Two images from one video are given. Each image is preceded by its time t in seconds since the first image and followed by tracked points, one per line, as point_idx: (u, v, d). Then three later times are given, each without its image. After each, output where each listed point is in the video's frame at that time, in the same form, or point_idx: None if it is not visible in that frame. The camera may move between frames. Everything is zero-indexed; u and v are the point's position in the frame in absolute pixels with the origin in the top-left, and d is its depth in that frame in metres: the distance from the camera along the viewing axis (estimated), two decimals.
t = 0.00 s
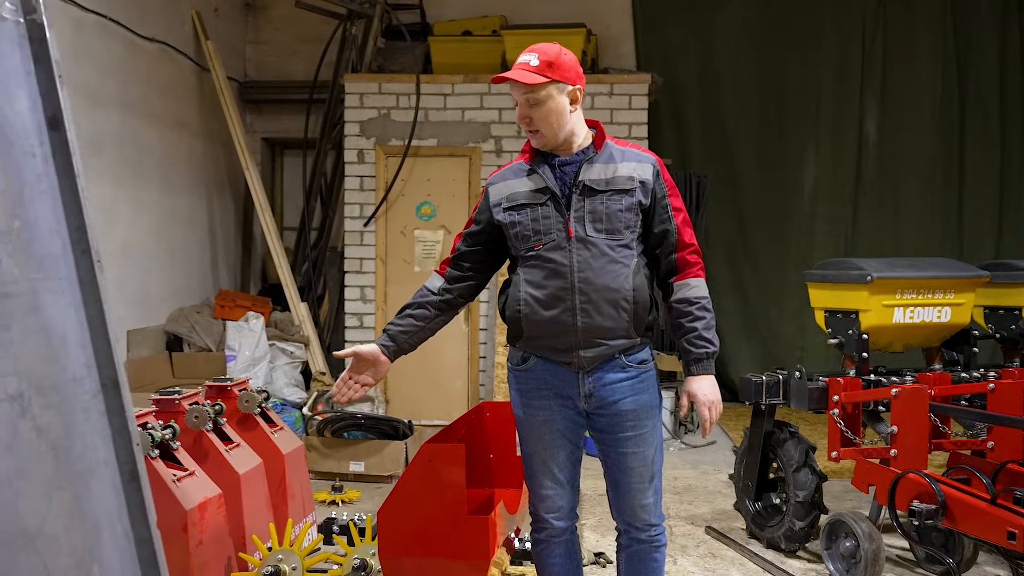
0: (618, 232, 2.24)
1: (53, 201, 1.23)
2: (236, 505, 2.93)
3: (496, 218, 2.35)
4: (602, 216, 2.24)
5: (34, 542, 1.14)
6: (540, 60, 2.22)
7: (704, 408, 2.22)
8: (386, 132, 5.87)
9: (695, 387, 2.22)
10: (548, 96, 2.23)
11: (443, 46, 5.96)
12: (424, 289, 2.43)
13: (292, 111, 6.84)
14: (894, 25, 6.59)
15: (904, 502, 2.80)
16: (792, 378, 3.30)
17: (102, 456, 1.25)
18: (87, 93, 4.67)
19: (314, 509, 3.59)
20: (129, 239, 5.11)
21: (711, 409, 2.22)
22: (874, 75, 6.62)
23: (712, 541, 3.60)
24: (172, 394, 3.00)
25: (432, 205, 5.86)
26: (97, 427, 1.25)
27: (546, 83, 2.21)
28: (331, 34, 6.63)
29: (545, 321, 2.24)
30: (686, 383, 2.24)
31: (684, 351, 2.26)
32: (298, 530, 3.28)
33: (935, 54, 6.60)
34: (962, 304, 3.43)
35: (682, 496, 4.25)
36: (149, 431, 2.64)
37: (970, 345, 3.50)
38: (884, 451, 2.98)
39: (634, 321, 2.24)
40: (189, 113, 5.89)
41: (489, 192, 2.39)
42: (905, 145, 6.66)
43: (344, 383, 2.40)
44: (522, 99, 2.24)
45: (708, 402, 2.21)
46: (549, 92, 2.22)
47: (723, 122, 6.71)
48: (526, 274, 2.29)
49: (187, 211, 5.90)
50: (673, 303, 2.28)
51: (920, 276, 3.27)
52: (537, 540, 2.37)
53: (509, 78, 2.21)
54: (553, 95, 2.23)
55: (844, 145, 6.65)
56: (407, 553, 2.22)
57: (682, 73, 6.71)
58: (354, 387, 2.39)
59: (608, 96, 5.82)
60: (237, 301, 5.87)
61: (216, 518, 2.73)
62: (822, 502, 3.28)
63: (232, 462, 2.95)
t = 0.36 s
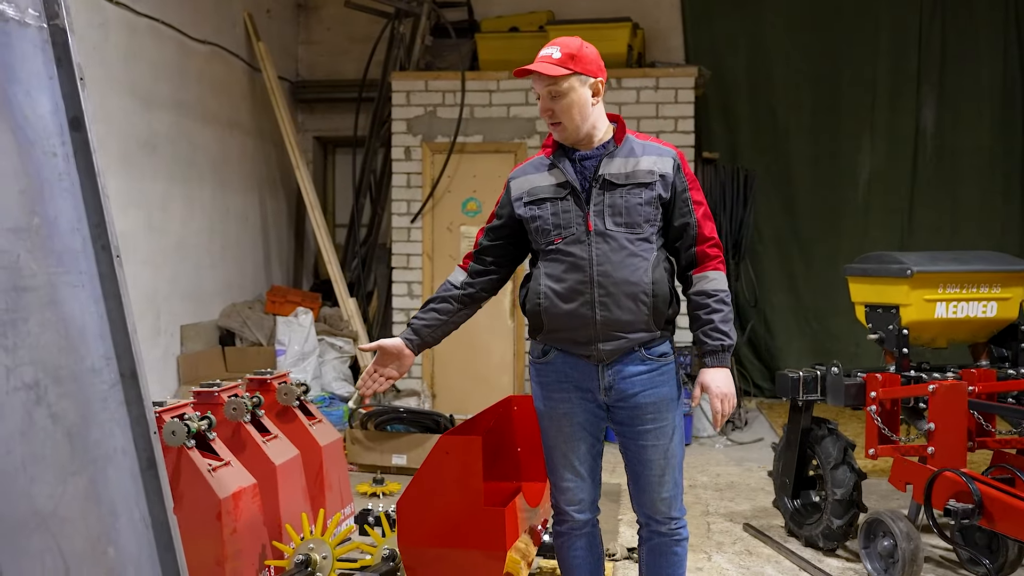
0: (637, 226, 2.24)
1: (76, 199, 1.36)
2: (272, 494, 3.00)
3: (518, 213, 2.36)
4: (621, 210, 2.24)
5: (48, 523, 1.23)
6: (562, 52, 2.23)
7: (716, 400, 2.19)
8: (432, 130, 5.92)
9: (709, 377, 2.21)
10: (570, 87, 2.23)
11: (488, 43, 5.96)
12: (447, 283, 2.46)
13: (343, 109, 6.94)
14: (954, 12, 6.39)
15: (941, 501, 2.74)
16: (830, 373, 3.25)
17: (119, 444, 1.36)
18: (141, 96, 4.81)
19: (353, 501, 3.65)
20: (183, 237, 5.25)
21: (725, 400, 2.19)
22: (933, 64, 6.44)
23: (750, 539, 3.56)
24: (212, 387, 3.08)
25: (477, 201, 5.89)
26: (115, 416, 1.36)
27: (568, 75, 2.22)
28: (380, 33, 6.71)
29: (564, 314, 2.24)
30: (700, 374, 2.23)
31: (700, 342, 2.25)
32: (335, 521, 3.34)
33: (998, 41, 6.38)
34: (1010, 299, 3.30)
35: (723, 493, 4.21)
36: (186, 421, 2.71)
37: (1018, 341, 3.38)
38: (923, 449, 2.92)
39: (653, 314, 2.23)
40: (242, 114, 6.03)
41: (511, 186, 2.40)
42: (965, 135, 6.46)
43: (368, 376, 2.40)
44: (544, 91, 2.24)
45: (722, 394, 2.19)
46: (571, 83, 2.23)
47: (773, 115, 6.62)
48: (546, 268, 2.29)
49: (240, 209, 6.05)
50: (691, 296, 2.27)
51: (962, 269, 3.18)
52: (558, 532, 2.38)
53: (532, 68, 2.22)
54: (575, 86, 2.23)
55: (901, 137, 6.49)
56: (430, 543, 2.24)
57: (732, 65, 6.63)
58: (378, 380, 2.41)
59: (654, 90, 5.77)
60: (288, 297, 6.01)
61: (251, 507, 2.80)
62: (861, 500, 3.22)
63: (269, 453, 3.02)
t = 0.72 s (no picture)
0: (630, 227, 2.24)
1: (66, 200, 1.34)
2: (281, 489, 3.06)
3: (514, 211, 2.37)
4: (615, 210, 2.24)
5: (29, 514, 1.24)
6: (564, 53, 2.25)
7: (711, 399, 2.20)
8: (456, 130, 5.97)
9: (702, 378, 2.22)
10: (570, 87, 2.24)
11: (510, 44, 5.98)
12: (444, 280, 2.49)
13: (371, 110, 7.02)
14: (989, 7, 6.24)
15: (946, 505, 2.71)
16: (840, 375, 3.21)
17: (108, 437, 1.35)
18: (169, 100, 4.92)
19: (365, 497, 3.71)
20: (210, 237, 5.36)
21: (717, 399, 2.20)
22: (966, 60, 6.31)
23: (760, 541, 3.54)
24: (224, 383, 3.14)
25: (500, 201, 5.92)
26: (103, 410, 1.35)
27: (569, 75, 2.23)
28: (407, 34, 6.77)
29: (558, 313, 2.25)
30: (694, 374, 2.24)
31: (694, 342, 2.24)
32: (345, 518, 3.39)
33: None
34: None
35: (738, 494, 4.19)
36: (194, 417, 2.76)
37: None
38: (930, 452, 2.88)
39: (646, 313, 2.23)
40: (270, 117, 6.13)
41: (507, 184, 2.41)
42: (999, 133, 6.31)
43: (366, 371, 2.46)
44: (544, 89, 2.25)
45: (715, 394, 2.19)
46: (571, 83, 2.24)
47: (800, 113, 6.57)
48: (541, 267, 2.30)
49: (268, 210, 6.15)
50: (685, 296, 2.27)
51: (975, 270, 3.13)
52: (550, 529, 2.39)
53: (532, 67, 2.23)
54: (575, 87, 2.24)
55: (931, 135, 6.38)
56: (427, 539, 2.31)
57: (759, 63, 6.58)
58: (376, 374, 2.45)
59: (677, 89, 5.75)
60: (314, 296, 6.10)
61: (258, 502, 2.85)
62: (870, 503, 3.20)
63: (279, 449, 3.08)
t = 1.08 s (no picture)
0: (627, 229, 2.27)
1: (52, 204, 1.38)
2: (273, 487, 3.09)
3: (516, 212, 2.41)
4: (613, 213, 2.27)
5: (17, 508, 1.27)
6: (580, 58, 2.30)
7: (700, 401, 2.21)
8: (455, 133, 6.01)
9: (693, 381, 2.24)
10: (584, 90, 2.29)
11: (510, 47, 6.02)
12: (452, 277, 2.52)
13: (372, 112, 7.06)
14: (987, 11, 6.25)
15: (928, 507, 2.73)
16: (826, 378, 3.23)
17: (93, 436, 1.39)
18: (169, 101, 4.96)
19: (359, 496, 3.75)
20: (209, 238, 5.40)
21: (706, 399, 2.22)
22: (965, 64, 6.32)
23: (749, 542, 3.56)
24: (218, 383, 3.19)
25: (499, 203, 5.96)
26: (90, 409, 1.39)
27: (585, 78, 2.28)
28: (407, 36, 6.81)
29: (554, 310, 2.28)
30: (685, 375, 2.25)
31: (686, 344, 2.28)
32: (337, 517, 3.42)
33: None
34: (1014, 305, 3.25)
35: (730, 496, 4.21)
36: (186, 417, 2.79)
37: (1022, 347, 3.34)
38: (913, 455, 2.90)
39: (640, 314, 2.25)
40: (271, 118, 6.18)
41: (512, 186, 2.46)
42: (996, 136, 6.32)
43: (369, 358, 2.47)
44: (559, 91, 2.29)
45: (705, 395, 2.21)
46: (586, 86, 2.28)
47: (798, 116, 6.58)
48: (539, 266, 2.33)
49: (268, 211, 6.19)
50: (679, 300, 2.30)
51: (961, 274, 3.15)
52: (538, 526, 2.42)
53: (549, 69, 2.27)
54: (590, 90, 2.29)
55: (929, 138, 6.39)
56: (414, 537, 2.35)
57: (757, 65, 6.61)
58: (378, 362, 2.46)
59: (675, 92, 5.78)
60: (312, 297, 6.14)
61: (248, 500, 2.89)
62: (857, 505, 3.22)
63: (270, 448, 3.11)
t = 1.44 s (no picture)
0: (663, 237, 2.30)
1: (53, 206, 1.42)
2: (270, 485, 3.12)
3: (557, 218, 2.45)
4: (650, 221, 2.31)
5: (17, 505, 1.30)
6: (634, 72, 2.36)
7: (721, 402, 2.22)
8: (452, 134, 6.04)
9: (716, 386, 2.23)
10: (637, 102, 2.35)
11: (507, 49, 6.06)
12: (503, 280, 2.53)
13: (370, 113, 7.10)
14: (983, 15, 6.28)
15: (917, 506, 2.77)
16: (818, 379, 3.25)
17: (92, 434, 1.43)
18: (167, 102, 4.99)
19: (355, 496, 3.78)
20: (207, 238, 5.43)
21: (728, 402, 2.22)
22: (960, 67, 6.35)
23: (741, 541, 3.60)
24: (215, 383, 3.22)
25: (495, 205, 5.99)
26: (88, 407, 1.43)
27: (639, 91, 2.34)
28: (406, 38, 6.85)
29: (591, 311, 2.31)
30: (709, 378, 2.26)
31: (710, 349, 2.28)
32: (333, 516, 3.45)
33: None
34: (1003, 307, 3.29)
35: (723, 496, 4.25)
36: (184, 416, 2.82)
37: (1011, 349, 3.37)
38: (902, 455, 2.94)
39: (673, 319, 2.28)
40: (269, 119, 6.21)
41: (553, 195, 2.49)
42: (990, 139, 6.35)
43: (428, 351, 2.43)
44: (615, 101, 2.34)
45: (726, 397, 2.21)
46: (640, 99, 2.34)
47: (795, 119, 6.62)
48: (578, 269, 2.36)
49: (266, 212, 6.22)
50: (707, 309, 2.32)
51: (951, 277, 3.18)
52: (549, 524, 2.40)
53: (607, 79, 2.32)
54: (643, 102, 2.35)
55: (925, 140, 6.42)
56: (409, 536, 2.38)
57: (752, 67, 6.66)
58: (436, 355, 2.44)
59: (671, 95, 5.82)
60: (310, 297, 6.17)
61: (244, 499, 2.92)
62: (848, 505, 3.25)
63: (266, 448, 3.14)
